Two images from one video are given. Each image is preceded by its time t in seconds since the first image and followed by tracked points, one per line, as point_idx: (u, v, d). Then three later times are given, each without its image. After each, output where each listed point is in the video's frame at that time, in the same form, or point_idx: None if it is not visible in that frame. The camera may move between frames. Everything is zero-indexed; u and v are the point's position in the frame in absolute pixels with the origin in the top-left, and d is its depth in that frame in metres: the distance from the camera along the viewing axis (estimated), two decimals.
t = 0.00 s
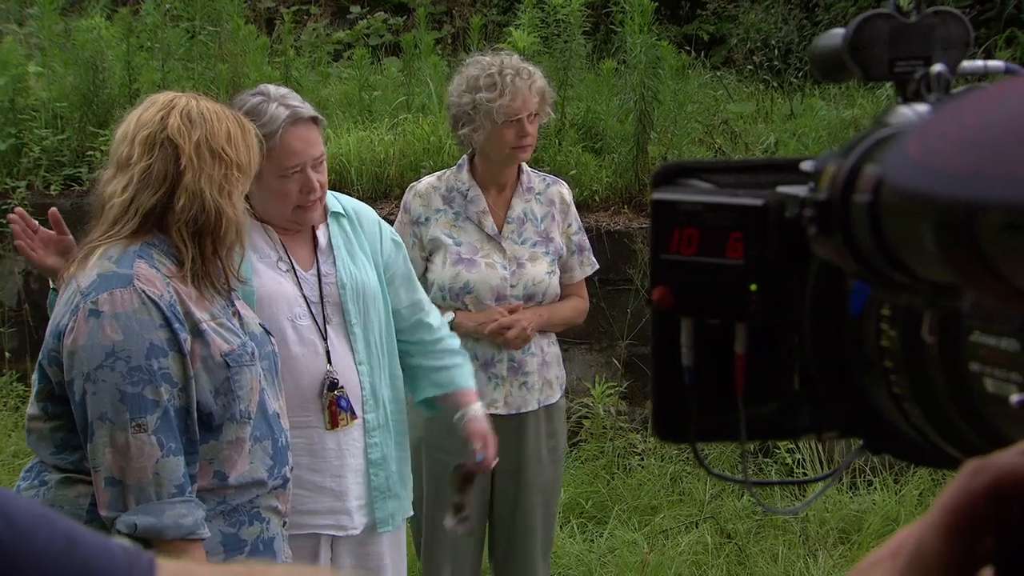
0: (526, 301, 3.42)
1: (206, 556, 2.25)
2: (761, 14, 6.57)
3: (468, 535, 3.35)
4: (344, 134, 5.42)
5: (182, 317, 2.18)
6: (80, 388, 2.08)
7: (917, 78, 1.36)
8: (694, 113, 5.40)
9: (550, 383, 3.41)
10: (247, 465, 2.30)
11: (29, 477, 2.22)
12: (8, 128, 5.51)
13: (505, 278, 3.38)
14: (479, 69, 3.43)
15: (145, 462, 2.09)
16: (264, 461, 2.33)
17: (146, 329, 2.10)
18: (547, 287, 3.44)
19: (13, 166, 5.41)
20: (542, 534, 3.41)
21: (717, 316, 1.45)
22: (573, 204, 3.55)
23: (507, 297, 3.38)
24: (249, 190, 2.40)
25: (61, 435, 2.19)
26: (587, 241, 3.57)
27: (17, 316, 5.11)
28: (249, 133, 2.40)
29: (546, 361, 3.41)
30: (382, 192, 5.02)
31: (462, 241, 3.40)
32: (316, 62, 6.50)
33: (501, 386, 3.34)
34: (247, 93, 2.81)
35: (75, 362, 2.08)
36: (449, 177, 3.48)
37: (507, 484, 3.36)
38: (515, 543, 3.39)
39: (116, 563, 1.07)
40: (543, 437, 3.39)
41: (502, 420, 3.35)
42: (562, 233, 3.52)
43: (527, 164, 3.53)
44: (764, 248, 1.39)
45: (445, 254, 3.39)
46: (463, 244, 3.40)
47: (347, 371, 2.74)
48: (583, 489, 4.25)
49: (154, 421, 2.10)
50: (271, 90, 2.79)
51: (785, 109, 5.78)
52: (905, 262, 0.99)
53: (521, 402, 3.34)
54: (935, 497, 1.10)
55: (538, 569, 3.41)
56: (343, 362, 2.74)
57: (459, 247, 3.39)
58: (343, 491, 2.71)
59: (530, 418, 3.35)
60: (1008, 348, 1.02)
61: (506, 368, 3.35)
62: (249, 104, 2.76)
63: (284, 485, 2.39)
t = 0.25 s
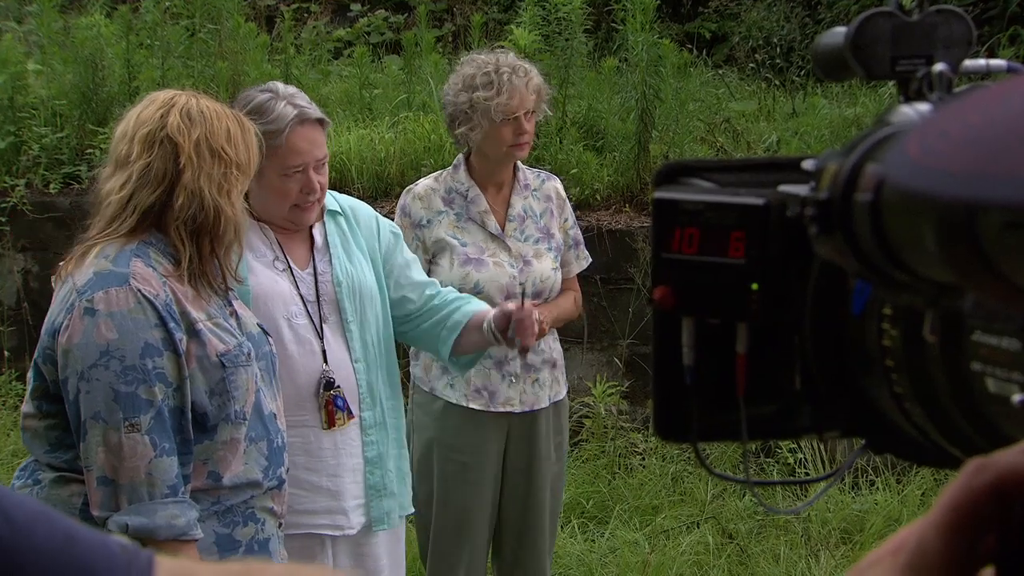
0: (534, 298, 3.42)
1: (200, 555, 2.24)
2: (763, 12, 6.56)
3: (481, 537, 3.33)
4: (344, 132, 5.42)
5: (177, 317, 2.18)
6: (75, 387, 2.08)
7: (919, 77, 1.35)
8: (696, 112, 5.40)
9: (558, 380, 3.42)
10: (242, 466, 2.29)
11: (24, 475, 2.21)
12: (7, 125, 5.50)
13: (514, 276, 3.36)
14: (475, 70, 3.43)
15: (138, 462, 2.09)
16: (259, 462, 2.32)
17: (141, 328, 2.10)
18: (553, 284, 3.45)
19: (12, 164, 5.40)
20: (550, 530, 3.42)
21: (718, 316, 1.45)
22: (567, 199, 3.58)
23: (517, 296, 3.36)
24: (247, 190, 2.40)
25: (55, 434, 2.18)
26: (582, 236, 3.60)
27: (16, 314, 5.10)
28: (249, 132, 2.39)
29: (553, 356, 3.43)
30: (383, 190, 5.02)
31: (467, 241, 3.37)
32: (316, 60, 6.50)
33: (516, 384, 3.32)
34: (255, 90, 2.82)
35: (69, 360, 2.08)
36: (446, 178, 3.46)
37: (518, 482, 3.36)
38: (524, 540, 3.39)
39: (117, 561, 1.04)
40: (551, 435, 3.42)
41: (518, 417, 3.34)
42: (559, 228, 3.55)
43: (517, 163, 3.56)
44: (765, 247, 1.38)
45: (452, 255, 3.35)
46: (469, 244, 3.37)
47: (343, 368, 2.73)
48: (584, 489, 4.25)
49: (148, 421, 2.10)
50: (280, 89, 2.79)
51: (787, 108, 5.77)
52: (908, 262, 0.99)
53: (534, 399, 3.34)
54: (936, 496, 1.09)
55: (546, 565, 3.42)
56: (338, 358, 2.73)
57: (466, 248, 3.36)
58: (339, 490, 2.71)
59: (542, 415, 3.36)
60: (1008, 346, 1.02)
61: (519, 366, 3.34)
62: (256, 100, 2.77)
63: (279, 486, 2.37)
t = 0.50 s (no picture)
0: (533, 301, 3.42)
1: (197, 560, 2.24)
2: (765, 15, 6.55)
3: (480, 540, 3.33)
4: (345, 137, 5.41)
5: (175, 322, 2.17)
6: (73, 392, 2.08)
7: (919, 82, 1.35)
8: (698, 116, 5.39)
9: (558, 385, 3.43)
10: (240, 471, 2.28)
11: (21, 481, 2.20)
12: (6, 130, 5.50)
13: (513, 280, 3.37)
14: (467, 74, 3.43)
15: (137, 467, 2.08)
16: (258, 467, 2.31)
17: (139, 333, 2.09)
18: (551, 286, 3.46)
19: (11, 168, 5.40)
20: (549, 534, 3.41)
21: (718, 321, 1.45)
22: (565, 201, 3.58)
23: (515, 300, 3.37)
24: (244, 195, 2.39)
25: (53, 439, 2.17)
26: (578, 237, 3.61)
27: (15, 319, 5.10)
28: (247, 137, 2.39)
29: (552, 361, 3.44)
30: (384, 195, 5.01)
31: (465, 246, 3.37)
32: (317, 64, 6.49)
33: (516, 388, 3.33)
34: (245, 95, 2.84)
35: (67, 365, 2.07)
36: (443, 182, 3.44)
37: (517, 487, 3.36)
38: (524, 544, 3.39)
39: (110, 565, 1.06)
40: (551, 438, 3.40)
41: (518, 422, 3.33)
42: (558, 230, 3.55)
43: (517, 165, 3.55)
44: (766, 252, 1.38)
45: (451, 260, 3.35)
46: (467, 249, 3.36)
47: (341, 375, 2.72)
48: (585, 495, 4.24)
49: (146, 426, 2.09)
50: (272, 88, 2.81)
51: (790, 111, 5.75)
52: (906, 266, 0.98)
53: (534, 403, 3.34)
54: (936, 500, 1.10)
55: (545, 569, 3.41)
56: (335, 363, 2.72)
57: (463, 253, 3.36)
58: (334, 497, 2.70)
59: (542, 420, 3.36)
60: (1008, 352, 1.02)
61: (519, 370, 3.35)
62: (247, 104, 2.80)
63: (278, 491, 2.37)
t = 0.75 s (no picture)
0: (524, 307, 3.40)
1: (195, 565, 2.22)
2: (769, 15, 6.53)
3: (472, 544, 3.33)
4: (345, 138, 5.40)
5: (173, 324, 2.16)
6: (69, 395, 2.06)
7: (918, 83, 1.35)
8: (701, 117, 5.39)
9: (551, 388, 3.41)
10: (239, 474, 2.28)
11: (18, 485, 2.19)
12: (5, 132, 5.49)
13: (502, 283, 3.36)
14: (452, 76, 3.46)
15: (134, 470, 2.08)
16: (257, 469, 2.30)
17: (135, 335, 2.09)
18: (544, 291, 3.43)
19: (10, 170, 5.39)
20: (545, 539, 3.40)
21: (719, 323, 1.45)
22: (566, 204, 3.55)
23: (505, 303, 3.35)
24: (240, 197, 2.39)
25: (50, 443, 2.16)
26: (581, 241, 3.58)
27: (14, 323, 5.09)
28: (242, 138, 2.38)
29: (545, 367, 3.40)
30: (385, 197, 5.01)
31: (457, 247, 3.36)
32: (317, 65, 6.48)
33: (504, 392, 3.30)
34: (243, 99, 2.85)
35: (63, 368, 2.06)
36: (440, 182, 3.45)
37: (510, 493, 3.36)
38: (517, 549, 3.38)
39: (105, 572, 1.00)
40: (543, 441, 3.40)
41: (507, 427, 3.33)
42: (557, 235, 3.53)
43: (518, 167, 3.53)
44: (765, 253, 1.38)
45: (441, 260, 3.35)
46: (459, 250, 3.36)
47: (343, 379, 2.72)
48: (587, 499, 4.23)
49: (143, 429, 2.08)
50: (271, 89, 2.81)
51: (792, 113, 5.78)
52: (903, 269, 0.98)
53: (523, 407, 3.32)
54: (936, 501, 1.07)
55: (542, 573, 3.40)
56: (337, 367, 2.72)
57: (454, 254, 3.35)
58: (333, 502, 2.69)
59: (533, 422, 3.35)
60: (1008, 353, 1.01)
61: (507, 374, 3.32)
62: (246, 106, 2.80)
63: (278, 493, 2.36)
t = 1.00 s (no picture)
0: (510, 310, 3.35)
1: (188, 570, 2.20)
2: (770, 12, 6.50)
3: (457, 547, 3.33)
4: (342, 137, 5.38)
5: (163, 325, 2.15)
6: (57, 397, 2.05)
7: (916, 80, 1.34)
8: (701, 115, 5.37)
9: (539, 392, 3.38)
10: (232, 476, 2.26)
11: (9, 489, 2.18)
12: None
13: (486, 285, 3.34)
14: (449, 72, 3.46)
15: (123, 473, 2.06)
16: (250, 472, 2.28)
17: (124, 336, 2.07)
18: (531, 294, 3.37)
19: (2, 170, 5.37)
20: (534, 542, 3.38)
21: (716, 324, 1.44)
22: (564, 206, 3.50)
23: (488, 305, 3.33)
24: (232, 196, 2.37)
25: (41, 445, 2.14)
26: (580, 244, 3.51)
27: (7, 324, 5.07)
28: (234, 136, 2.37)
29: (534, 371, 3.37)
30: (381, 197, 5.00)
31: (444, 246, 3.37)
32: (314, 63, 6.46)
33: (485, 396, 3.30)
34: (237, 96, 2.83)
35: (52, 370, 2.05)
36: (435, 179, 3.45)
37: (498, 496, 3.35)
38: (504, 552, 3.37)
39: None
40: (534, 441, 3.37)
41: (489, 430, 3.32)
42: (551, 236, 3.48)
43: (515, 165, 3.49)
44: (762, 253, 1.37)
45: (428, 259, 3.36)
46: (446, 249, 3.36)
47: (341, 380, 2.71)
48: (586, 501, 4.21)
49: (132, 431, 2.07)
50: (265, 87, 2.80)
51: (794, 112, 5.78)
52: (902, 269, 0.96)
53: (505, 413, 3.30)
54: (933, 501, 1.05)
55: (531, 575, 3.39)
56: (337, 369, 2.71)
57: (441, 253, 3.36)
58: (330, 504, 2.68)
59: (516, 429, 3.32)
60: (1007, 353, 1.00)
61: (490, 379, 3.31)
62: (241, 103, 2.78)
63: (272, 496, 2.34)
